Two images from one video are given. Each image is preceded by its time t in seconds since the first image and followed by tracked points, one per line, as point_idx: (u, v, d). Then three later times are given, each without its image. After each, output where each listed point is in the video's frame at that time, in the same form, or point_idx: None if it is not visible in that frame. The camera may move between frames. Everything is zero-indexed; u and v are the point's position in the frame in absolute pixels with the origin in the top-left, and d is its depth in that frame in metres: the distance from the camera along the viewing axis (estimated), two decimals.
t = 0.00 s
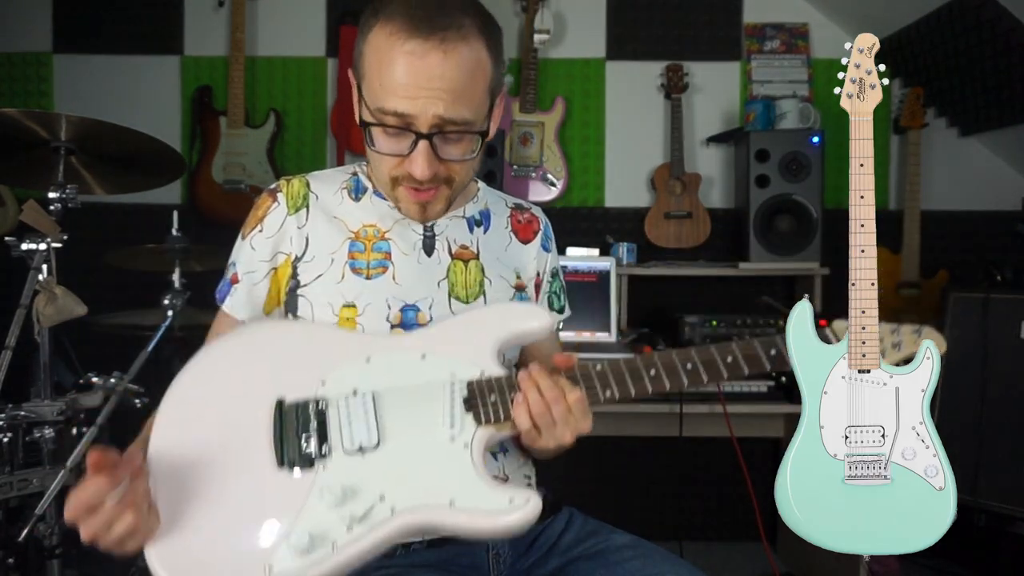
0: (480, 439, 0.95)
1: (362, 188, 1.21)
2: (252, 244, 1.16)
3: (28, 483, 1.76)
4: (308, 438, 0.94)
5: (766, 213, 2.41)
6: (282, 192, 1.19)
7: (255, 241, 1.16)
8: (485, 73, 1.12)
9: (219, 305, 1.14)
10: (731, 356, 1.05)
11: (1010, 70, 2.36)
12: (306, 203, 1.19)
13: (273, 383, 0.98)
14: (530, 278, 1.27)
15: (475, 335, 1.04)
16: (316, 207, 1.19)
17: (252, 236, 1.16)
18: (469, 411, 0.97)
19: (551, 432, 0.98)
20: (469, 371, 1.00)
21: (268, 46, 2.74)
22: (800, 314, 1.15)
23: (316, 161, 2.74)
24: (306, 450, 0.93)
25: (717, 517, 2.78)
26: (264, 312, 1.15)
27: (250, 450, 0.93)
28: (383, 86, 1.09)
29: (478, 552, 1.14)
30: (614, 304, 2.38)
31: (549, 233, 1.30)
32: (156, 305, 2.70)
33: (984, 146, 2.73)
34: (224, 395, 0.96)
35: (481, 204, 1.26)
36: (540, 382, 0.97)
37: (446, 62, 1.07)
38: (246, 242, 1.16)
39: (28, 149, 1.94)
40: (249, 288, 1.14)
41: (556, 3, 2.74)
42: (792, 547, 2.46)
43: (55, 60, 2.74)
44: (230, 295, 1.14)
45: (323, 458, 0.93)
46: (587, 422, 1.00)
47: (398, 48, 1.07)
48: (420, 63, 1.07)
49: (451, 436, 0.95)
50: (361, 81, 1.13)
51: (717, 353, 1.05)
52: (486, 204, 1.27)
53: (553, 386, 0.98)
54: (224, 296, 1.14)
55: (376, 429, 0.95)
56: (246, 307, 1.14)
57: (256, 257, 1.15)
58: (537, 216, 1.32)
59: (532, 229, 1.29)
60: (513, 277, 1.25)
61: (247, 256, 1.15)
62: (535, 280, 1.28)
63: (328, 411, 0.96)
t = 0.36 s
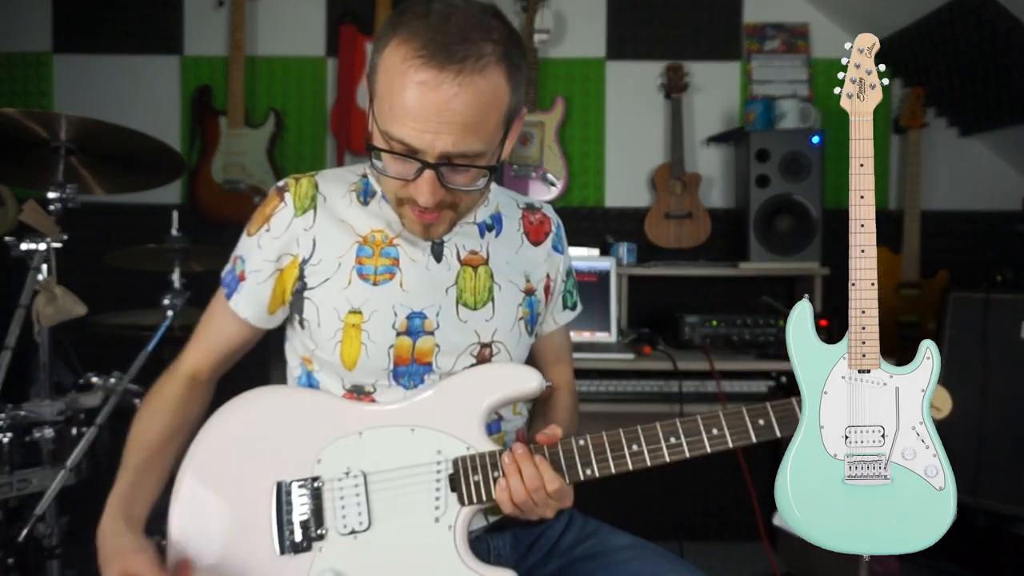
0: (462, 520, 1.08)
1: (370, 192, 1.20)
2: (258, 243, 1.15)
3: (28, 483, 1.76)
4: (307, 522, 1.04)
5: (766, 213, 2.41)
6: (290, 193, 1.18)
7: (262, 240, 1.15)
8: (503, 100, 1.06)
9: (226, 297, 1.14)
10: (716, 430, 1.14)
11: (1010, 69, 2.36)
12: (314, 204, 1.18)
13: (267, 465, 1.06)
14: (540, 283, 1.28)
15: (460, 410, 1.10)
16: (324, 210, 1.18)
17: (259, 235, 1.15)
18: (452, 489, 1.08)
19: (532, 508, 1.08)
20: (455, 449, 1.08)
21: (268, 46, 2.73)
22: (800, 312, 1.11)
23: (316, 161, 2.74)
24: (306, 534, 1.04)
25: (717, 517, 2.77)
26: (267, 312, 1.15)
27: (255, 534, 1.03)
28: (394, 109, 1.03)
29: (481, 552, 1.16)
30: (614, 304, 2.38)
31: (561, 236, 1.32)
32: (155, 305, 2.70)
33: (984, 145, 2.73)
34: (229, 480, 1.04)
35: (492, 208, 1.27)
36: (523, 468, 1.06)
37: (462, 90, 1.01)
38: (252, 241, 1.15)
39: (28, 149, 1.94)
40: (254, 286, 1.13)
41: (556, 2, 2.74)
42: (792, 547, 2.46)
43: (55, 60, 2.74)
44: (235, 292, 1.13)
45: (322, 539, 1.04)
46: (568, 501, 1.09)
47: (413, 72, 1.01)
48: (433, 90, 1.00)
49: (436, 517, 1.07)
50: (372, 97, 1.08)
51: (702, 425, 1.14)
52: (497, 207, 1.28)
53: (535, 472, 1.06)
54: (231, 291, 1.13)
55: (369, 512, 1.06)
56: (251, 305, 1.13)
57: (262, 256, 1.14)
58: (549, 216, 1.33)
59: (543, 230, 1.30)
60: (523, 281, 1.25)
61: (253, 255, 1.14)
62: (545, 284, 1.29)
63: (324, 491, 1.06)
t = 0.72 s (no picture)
0: (461, 528, 1.09)
1: (380, 193, 1.19)
2: (261, 239, 1.11)
3: (28, 483, 1.76)
4: (305, 529, 1.05)
5: (766, 213, 2.42)
6: (298, 188, 1.16)
7: (266, 236, 1.12)
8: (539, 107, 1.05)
9: (219, 298, 1.09)
10: (722, 438, 1.13)
11: (1010, 69, 2.36)
12: (324, 201, 1.16)
13: (266, 472, 1.05)
14: (544, 286, 1.30)
15: (463, 417, 1.11)
16: (333, 208, 1.16)
17: (263, 230, 1.12)
18: (451, 497, 1.09)
19: (533, 517, 1.09)
20: (456, 456, 1.10)
21: (268, 46, 2.74)
22: (800, 312, 1.11)
23: (316, 161, 2.74)
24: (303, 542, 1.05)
25: (717, 517, 2.78)
26: (264, 312, 1.12)
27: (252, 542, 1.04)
28: (433, 119, 1.01)
29: (480, 555, 1.15)
30: (614, 304, 2.38)
31: (563, 238, 1.33)
32: (156, 305, 2.70)
33: (984, 145, 2.73)
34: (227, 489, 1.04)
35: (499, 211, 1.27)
36: (523, 475, 1.07)
37: (504, 99, 0.99)
38: (255, 234, 1.12)
39: (28, 149, 1.94)
40: (254, 285, 1.10)
41: (556, 3, 2.74)
42: (792, 547, 2.47)
43: (55, 60, 2.74)
44: (231, 290, 1.09)
45: (320, 546, 1.06)
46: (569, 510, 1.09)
47: (454, 80, 0.99)
48: (476, 100, 0.99)
49: (435, 525, 1.08)
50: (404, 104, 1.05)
51: (708, 434, 1.13)
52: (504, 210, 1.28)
53: (535, 480, 1.07)
54: (226, 290, 1.08)
55: (367, 519, 1.07)
56: (248, 305, 1.09)
57: (265, 253, 1.11)
58: (551, 219, 1.34)
59: (547, 233, 1.31)
60: (528, 285, 1.27)
61: (255, 252, 1.10)
62: (549, 286, 1.31)
63: (322, 496, 1.06)
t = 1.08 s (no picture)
0: (459, 532, 1.09)
1: (387, 197, 1.18)
2: (261, 243, 1.10)
3: (28, 483, 1.77)
4: (304, 531, 1.06)
5: (765, 213, 2.42)
6: (302, 191, 1.15)
7: (267, 240, 1.11)
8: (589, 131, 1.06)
9: (219, 302, 1.08)
10: (726, 445, 1.13)
11: (1010, 69, 2.36)
12: (328, 205, 1.15)
13: (266, 474, 1.05)
14: (551, 291, 1.31)
15: (464, 422, 1.11)
16: (337, 213, 1.16)
17: (263, 233, 1.11)
18: (451, 501, 1.10)
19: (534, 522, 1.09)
20: (457, 459, 1.10)
21: (268, 47, 2.74)
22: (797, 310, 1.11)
23: (316, 162, 2.75)
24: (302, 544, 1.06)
25: (717, 517, 2.78)
26: (264, 315, 1.12)
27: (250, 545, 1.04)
28: (492, 157, 0.99)
29: (480, 558, 1.15)
30: (614, 304, 2.39)
31: (570, 241, 1.34)
32: (156, 305, 2.70)
33: (984, 145, 2.73)
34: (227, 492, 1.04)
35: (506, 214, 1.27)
36: (522, 482, 1.07)
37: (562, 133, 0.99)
38: (255, 237, 1.11)
39: (29, 149, 1.95)
40: (254, 289, 1.09)
41: (556, 3, 2.74)
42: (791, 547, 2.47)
43: (56, 60, 2.74)
44: (230, 294, 1.08)
45: (318, 548, 1.06)
46: (569, 514, 1.09)
47: (516, 119, 0.97)
48: (538, 137, 0.98)
49: (433, 529, 1.09)
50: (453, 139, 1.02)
51: (712, 441, 1.13)
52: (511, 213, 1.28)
53: (534, 488, 1.07)
54: (225, 295, 1.08)
55: (364, 521, 1.08)
56: (248, 309, 1.09)
57: (266, 257, 1.10)
58: (558, 222, 1.34)
59: (553, 237, 1.32)
60: (535, 291, 1.28)
61: (255, 255, 1.10)
62: (554, 291, 1.32)
63: (322, 498, 1.07)
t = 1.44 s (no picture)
0: (460, 531, 1.10)
1: (382, 198, 1.18)
2: (256, 248, 1.10)
3: (28, 483, 1.77)
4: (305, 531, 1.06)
5: (765, 213, 2.42)
6: (296, 195, 1.14)
7: (262, 245, 1.10)
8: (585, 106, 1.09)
9: (215, 309, 1.08)
10: (730, 447, 1.13)
11: (1010, 69, 2.36)
12: (322, 209, 1.15)
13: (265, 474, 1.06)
14: (547, 289, 1.32)
15: (463, 420, 1.11)
16: (333, 215, 1.16)
17: (258, 238, 1.11)
18: (452, 500, 1.10)
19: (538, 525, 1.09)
20: (457, 458, 1.11)
21: (268, 47, 2.74)
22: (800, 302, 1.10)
23: (316, 161, 2.75)
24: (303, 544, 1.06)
25: (717, 517, 2.78)
26: (258, 320, 1.11)
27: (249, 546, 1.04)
28: (511, 138, 1.00)
29: (480, 557, 1.15)
30: (614, 304, 2.39)
31: (565, 240, 1.34)
32: (156, 305, 2.71)
33: (984, 145, 2.73)
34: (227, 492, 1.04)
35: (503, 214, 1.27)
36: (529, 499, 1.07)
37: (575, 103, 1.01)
38: (251, 242, 1.10)
39: (29, 150, 1.95)
40: (250, 295, 1.09)
41: (556, 3, 2.74)
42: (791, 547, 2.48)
43: (56, 60, 2.74)
44: (225, 300, 1.08)
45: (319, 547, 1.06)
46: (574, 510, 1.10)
47: (534, 92, 0.98)
48: (555, 108, 0.99)
49: (434, 528, 1.09)
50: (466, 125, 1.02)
51: (715, 443, 1.13)
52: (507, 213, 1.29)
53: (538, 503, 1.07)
54: (221, 300, 1.08)
55: (366, 520, 1.08)
56: (243, 315, 1.09)
57: (261, 262, 1.10)
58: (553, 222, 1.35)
59: (549, 236, 1.32)
60: (532, 290, 1.29)
61: (250, 261, 1.09)
62: (551, 289, 1.33)
63: (322, 497, 1.07)
